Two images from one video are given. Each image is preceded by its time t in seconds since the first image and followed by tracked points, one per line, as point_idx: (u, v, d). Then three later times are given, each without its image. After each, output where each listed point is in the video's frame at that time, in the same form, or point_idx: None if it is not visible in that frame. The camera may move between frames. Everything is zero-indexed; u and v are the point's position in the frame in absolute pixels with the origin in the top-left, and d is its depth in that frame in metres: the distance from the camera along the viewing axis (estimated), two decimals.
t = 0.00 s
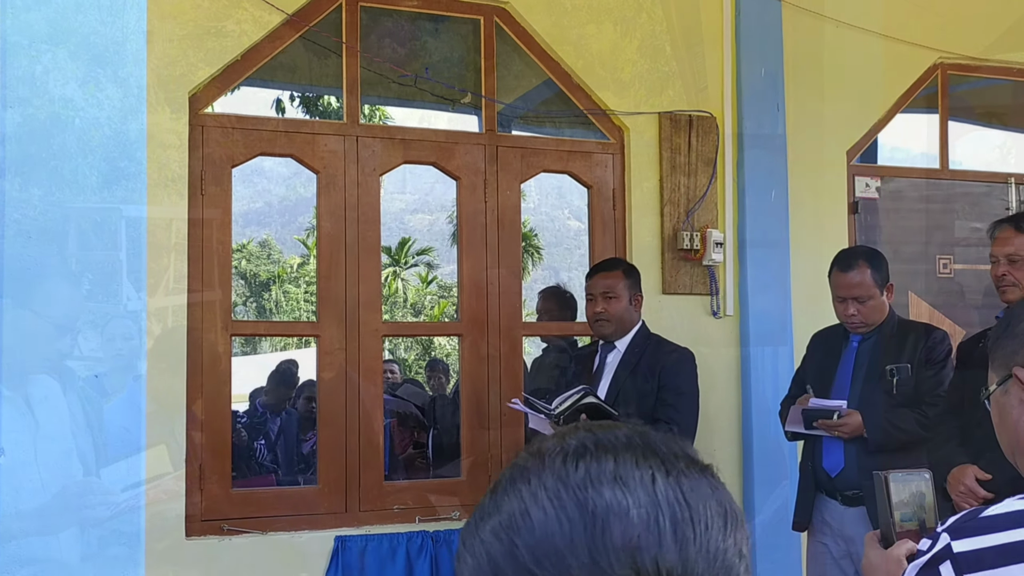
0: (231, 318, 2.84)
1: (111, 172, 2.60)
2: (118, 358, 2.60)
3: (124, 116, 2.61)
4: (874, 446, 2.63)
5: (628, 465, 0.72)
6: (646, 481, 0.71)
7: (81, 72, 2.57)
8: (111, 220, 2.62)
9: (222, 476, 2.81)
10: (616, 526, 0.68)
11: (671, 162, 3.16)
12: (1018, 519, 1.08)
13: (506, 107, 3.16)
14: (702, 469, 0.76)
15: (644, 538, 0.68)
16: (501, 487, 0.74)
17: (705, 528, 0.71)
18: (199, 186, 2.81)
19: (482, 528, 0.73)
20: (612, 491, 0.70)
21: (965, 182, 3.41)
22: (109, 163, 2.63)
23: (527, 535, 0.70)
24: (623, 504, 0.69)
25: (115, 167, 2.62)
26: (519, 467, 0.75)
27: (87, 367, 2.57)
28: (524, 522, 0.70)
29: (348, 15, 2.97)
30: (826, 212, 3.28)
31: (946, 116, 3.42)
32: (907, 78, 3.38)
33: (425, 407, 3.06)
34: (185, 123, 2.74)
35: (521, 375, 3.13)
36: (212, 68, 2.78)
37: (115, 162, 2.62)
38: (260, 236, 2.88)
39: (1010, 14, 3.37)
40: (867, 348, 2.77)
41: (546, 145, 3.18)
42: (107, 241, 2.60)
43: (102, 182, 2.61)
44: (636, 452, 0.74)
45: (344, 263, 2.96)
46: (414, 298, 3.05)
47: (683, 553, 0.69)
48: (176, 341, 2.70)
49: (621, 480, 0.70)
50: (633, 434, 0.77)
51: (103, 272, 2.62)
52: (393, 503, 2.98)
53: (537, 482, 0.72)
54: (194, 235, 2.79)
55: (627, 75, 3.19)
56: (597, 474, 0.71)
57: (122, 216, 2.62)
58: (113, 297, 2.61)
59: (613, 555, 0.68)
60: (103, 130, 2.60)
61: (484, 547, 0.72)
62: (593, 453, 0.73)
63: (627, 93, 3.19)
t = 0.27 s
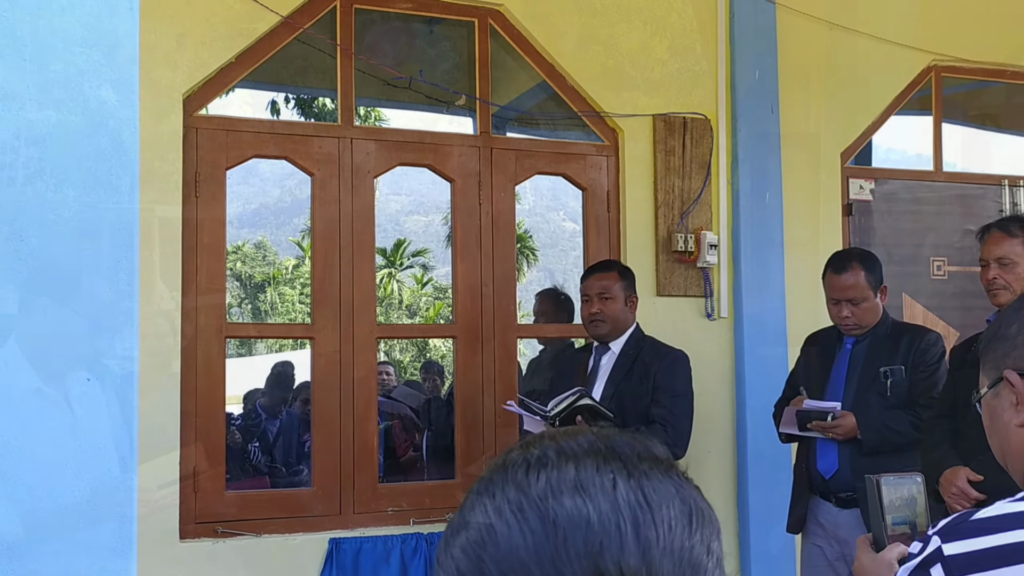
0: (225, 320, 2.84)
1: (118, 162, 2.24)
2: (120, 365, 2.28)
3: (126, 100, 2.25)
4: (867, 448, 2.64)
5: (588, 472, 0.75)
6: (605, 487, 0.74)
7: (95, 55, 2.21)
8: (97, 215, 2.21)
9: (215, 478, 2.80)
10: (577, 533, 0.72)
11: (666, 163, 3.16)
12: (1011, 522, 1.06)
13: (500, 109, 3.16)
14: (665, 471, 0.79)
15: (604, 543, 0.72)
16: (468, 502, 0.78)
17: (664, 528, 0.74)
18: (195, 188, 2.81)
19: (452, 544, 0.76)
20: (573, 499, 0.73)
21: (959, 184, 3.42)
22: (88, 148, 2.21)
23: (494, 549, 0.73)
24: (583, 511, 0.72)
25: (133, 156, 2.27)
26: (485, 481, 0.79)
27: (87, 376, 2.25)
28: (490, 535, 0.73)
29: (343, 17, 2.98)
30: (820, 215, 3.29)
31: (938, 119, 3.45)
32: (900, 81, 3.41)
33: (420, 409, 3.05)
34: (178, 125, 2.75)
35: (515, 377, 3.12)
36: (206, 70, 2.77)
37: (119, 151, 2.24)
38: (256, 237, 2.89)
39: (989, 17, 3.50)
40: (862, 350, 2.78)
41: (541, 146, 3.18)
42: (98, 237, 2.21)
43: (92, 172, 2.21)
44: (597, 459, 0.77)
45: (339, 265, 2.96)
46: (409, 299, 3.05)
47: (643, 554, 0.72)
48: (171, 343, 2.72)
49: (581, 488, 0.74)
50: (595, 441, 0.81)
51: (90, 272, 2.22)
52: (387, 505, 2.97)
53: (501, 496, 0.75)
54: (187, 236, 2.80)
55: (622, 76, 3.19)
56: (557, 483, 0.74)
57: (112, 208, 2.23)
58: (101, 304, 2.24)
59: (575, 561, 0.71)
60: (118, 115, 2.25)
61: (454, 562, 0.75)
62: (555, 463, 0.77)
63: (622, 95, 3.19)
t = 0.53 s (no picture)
0: (219, 321, 2.84)
1: (95, 133, 1.60)
2: (87, 386, 1.57)
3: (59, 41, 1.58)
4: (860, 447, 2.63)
5: (586, 466, 0.75)
6: (604, 480, 0.74)
7: None
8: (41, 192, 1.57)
9: (208, 480, 2.80)
10: (577, 525, 0.71)
11: (660, 164, 3.16)
12: (998, 522, 1.06)
13: (494, 110, 3.15)
14: (664, 467, 0.78)
15: (604, 535, 0.71)
16: (465, 498, 0.77)
17: (664, 522, 0.73)
18: (187, 189, 2.82)
19: (449, 541, 0.75)
20: (572, 492, 0.72)
21: (952, 185, 3.43)
22: (32, 109, 1.57)
23: (492, 541, 0.71)
24: (583, 502, 0.72)
25: (124, 124, 1.63)
26: (482, 477, 0.78)
27: None
28: (488, 528, 0.72)
29: (337, 17, 2.98)
30: (814, 216, 3.29)
31: (932, 120, 3.47)
32: (895, 82, 3.41)
33: (414, 410, 3.06)
34: (172, 126, 2.76)
35: (509, 377, 3.11)
36: (200, 71, 2.78)
37: (81, 114, 1.60)
38: (252, 238, 2.90)
39: (981, 17, 3.52)
40: (856, 353, 2.78)
41: (536, 147, 3.18)
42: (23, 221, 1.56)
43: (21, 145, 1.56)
44: (595, 454, 0.77)
45: (333, 266, 2.96)
46: (403, 299, 3.05)
47: (643, 546, 0.71)
48: (166, 343, 2.72)
49: (580, 480, 0.73)
50: (593, 438, 0.81)
51: (10, 270, 1.55)
52: (381, 506, 2.97)
53: (499, 489, 0.74)
54: (180, 237, 2.81)
55: (617, 77, 3.19)
56: (556, 476, 0.74)
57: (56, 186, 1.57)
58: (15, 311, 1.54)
59: (575, 553, 0.70)
60: (96, 73, 1.61)
61: (451, 558, 0.74)
62: (553, 458, 0.76)
63: (617, 96, 3.19)
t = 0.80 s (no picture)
0: (217, 322, 2.84)
1: (95, 137, 1.54)
2: (86, 388, 1.51)
3: (58, 44, 1.53)
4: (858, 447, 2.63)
5: (610, 466, 0.75)
6: (627, 480, 0.74)
7: None
8: (40, 196, 1.50)
9: (206, 481, 2.79)
10: (601, 524, 0.71)
11: (658, 165, 3.17)
12: (994, 523, 1.06)
13: (493, 111, 3.15)
14: (685, 469, 0.78)
15: (628, 535, 0.71)
16: (487, 496, 0.76)
17: (687, 524, 0.73)
18: (185, 190, 2.82)
19: (471, 539, 0.75)
20: (596, 492, 0.72)
21: (950, 186, 3.44)
22: (30, 112, 1.51)
23: (516, 539, 0.71)
24: (607, 502, 0.72)
25: (124, 127, 1.57)
26: (504, 476, 0.78)
27: None
28: (513, 526, 0.72)
29: (335, 19, 2.98)
30: (813, 217, 3.30)
31: (929, 121, 3.47)
32: (893, 83, 3.41)
33: (413, 411, 3.05)
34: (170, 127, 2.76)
35: (508, 379, 3.11)
36: (198, 72, 2.79)
37: (79, 118, 1.53)
38: (251, 240, 2.90)
39: (979, 17, 3.52)
40: (854, 353, 2.80)
41: (535, 148, 3.18)
42: (21, 224, 1.50)
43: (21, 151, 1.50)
44: (618, 454, 0.77)
45: (332, 268, 2.96)
46: (402, 300, 3.05)
47: (666, 547, 0.71)
48: (164, 344, 2.72)
49: (604, 481, 0.73)
50: (614, 439, 0.81)
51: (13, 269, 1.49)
52: (379, 508, 2.97)
53: (524, 488, 0.74)
54: (179, 238, 2.81)
55: (615, 77, 3.19)
56: (579, 476, 0.74)
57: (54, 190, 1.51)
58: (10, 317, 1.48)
59: (599, 553, 0.70)
60: (94, 77, 1.55)
61: (474, 556, 0.74)
62: (576, 458, 0.76)
63: (616, 97, 3.19)
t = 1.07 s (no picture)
0: (217, 320, 2.84)
1: (94, 137, 1.52)
2: (86, 387, 1.49)
3: (58, 44, 1.51)
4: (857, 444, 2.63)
5: (634, 459, 0.74)
6: (652, 473, 0.72)
7: None
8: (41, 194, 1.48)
9: (205, 480, 2.80)
10: (625, 514, 0.69)
11: (658, 163, 3.16)
12: (994, 521, 1.06)
13: (492, 108, 3.15)
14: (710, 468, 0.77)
15: (651, 526, 0.69)
16: (510, 487, 0.75)
17: (711, 519, 0.72)
18: (184, 189, 2.82)
19: (493, 529, 0.74)
20: (620, 483, 0.71)
21: (949, 184, 3.44)
22: (29, 112, 1.48)
23: (538, 529, 0.70)
24: (630, 493, 0.70)
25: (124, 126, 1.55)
26: (527, 469, 0.77)
27: None
28: (535, 515, 0.71)
29: (334, 17, 2.98)
30: (812, 215, 3.30)
31: (929, 119, 3.47)
32: (893, 81, 3.41)
33: (413, 409, 3.06)
34: (170, 125, 2.76)
35: (507, 377, 3.11)
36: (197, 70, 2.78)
37: (80, 118, 1.51)
38: (250, 236, 2.90)
39: (979, 14, 3.52)
40: (854, 350, 2.80)
41: (535, 146, 3.18)
42: (22, 223, 1.47)
43: (17, 151, 1.48)
44: (643, 449, 0.76)
45: (332, 266, 2.96)
46: (401, 298, 3.05)
47: (689, 542, 0.70)
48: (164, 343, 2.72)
49: (628, 473, 0.72)
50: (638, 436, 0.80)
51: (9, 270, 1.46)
52: (379, 506, 2.97)
53: (547, 478, 0.73)
54: (178, 237, 2.81)
55: (615, 75, 3.19)
56: (603, 467, 0.73)
57: (53, 189, 1.49)
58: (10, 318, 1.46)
59: (621, 543, 0.68)
60: (93, 76, 1.53)
61: (495, 545, 0.73)
62: (601, 450, 0.75)
63: (615, 94, 3.19)
